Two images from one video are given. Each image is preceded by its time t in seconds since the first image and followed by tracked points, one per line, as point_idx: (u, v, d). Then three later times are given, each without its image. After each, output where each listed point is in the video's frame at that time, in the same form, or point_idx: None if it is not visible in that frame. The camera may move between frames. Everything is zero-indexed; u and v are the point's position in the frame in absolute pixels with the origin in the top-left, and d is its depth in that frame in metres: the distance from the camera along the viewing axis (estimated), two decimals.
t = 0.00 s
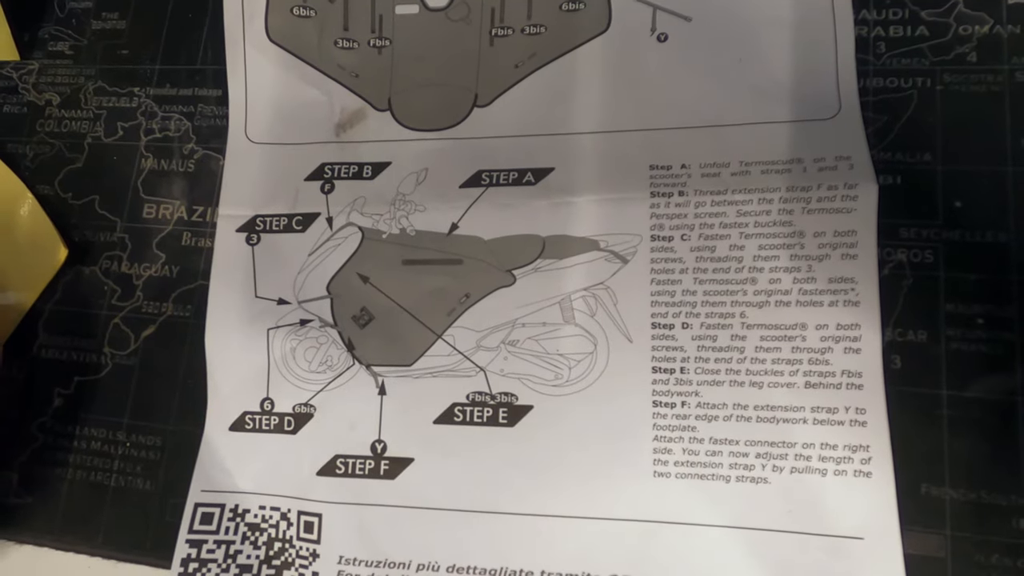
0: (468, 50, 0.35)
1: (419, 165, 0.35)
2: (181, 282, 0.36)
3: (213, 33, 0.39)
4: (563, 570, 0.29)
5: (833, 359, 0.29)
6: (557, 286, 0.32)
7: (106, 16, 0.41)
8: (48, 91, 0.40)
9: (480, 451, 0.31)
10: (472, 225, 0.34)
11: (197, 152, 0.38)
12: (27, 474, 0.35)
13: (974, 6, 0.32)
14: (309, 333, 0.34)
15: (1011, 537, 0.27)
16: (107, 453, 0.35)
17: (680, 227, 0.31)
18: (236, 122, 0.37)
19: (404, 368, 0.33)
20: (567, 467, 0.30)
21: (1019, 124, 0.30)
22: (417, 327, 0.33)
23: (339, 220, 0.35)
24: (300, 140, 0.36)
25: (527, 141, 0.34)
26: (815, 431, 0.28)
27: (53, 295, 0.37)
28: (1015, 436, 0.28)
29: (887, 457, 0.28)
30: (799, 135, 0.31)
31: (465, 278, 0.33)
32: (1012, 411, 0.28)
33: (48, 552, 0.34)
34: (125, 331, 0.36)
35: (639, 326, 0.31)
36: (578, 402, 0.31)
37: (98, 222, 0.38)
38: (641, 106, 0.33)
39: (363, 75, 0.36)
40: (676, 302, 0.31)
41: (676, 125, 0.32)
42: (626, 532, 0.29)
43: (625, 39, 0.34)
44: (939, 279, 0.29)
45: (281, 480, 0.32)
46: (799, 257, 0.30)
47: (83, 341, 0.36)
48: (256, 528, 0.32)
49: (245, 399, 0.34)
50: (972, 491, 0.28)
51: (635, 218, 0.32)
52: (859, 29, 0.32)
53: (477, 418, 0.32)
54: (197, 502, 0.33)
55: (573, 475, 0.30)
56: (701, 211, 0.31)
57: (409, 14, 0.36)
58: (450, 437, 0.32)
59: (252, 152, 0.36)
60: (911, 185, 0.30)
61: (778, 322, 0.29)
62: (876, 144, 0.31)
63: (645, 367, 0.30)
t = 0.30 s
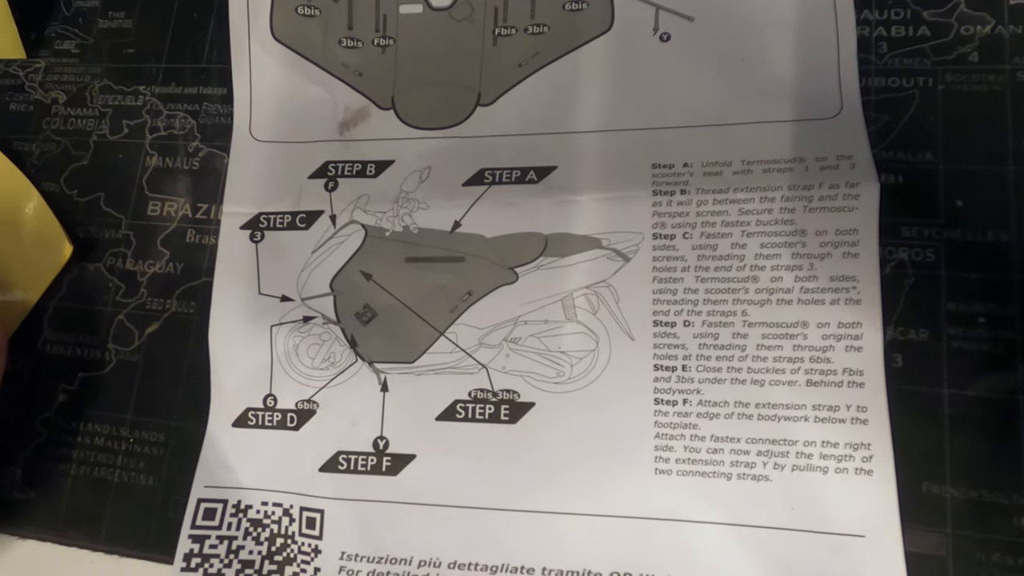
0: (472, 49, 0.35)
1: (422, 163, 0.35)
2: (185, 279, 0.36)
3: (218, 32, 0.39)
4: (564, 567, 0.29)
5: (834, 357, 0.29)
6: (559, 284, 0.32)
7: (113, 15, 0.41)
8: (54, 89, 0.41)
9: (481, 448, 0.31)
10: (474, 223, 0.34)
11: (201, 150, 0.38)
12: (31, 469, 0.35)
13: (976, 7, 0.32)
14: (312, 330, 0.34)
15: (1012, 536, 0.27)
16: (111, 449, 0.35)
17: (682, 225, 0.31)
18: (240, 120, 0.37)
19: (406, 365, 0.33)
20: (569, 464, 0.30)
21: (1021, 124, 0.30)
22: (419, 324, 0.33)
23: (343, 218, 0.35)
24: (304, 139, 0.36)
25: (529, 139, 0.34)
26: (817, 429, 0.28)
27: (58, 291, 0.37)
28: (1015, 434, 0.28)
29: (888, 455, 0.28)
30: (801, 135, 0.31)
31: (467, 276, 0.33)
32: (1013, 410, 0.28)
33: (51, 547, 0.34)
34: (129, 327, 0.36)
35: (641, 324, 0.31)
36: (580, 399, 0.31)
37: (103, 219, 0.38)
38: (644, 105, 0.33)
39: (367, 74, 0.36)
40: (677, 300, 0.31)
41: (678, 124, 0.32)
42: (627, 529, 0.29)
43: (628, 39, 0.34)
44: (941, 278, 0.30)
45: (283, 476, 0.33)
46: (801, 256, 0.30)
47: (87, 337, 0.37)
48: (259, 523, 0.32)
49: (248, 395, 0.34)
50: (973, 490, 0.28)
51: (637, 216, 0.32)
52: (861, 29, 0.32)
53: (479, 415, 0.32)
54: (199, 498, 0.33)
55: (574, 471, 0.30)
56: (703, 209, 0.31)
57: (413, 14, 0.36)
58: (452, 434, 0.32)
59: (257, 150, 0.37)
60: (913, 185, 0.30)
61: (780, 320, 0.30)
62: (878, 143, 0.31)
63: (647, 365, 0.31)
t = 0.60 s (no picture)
0: (476, 50, 0.36)
1: (426, 163, 0.35)
2: (191, 277, 0.37)
3: (225, 34, 0.40)
4: (566, 563, 0.29)
5: (834, 356, 0.29)
6: (562, 282, 0.32)
7: (121, 16, 0.42)
8: (63, 89, 0.41)
9: (484, 445, 0.32)
10: (478, 222, 0.34)
11: (208, 150, 0.38)
12: (37, 465, 0.35)
13: (975, 9, 0.32)
14: (317, 328, 0.34)
15: (1012, 535, 0.27)
16: (116, 445, 0.35)
17: (683, 225, 0.32)
18: (247, 120, 0.38)
19: (409, 362, 0.33)
20: (571, 461, 0.31)
21: (1021, 125, 0.31)
22: (423, 322, 0.33)
23: (347, 217, 0.35)
24: (310, 138, 0.37)
25: (533, 139, 0.34)
26: (817, 427, 0.29)
27: (66, 289, 0.38)
28: (1016, 433, 0.28)
29: (889, 453, 0.28)
30: (802, 135, 0.31)
31: (470, 274, 0.33)
32: (1013, 409, 0.28)
33: (56, 541, 0.34)
34: (135, 325, 0.37)
35: (642, 323, 0.31)
36: (581, 397, 0.31)
37: (111, 218, 0.38)
38: (646, 106, 0.33)
39: (372, 74, 0.36)
40: (679, 299, 0.31)
41: (680, 124, 0.33)
42: (628, 526, 0.29)
43: (630, 41, 0.34)
44: (941, 278, 0.30)
45: (287, 472, 0.33)
46: (802, 255, 0.30)
47: (94, 334, 0.37)
48: (262, 519, 0.32)
49: (252, 392, 0.34)
50: (973, 488, 0.28)
51: (639, 216, 0.32)
52: (861, 31, 0.32)
53: (482, 412, 0.32)
54: (204, 493, 0.33)
55: (575, 469, 0.30)
56: (704, 209, 0.31)
57: (418, 15, 0.36)
58: (455, 431, 0.32)
59: (262, 150, 0.37)
60: (913, 185, 0.31)
61: (780, 319, 0.30)
62: (879, 144, 0.31)
63: (648, 363, 0.31)
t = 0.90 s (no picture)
0: (478, 50, 0.36)
1: (429, 161, 0.36)
2: (194, 274, 0.37)
3: (230, 33, 0.40)
4: (566, 559, 0.30)
5: (834, 352, 0.29)
6: (563, 279, 0.33)
7: (127, 16, 0.42)
8: (68, 88, 0.41)
9: (485, 441, 0.32)
10: (480, 220, 0.34)
11: (212, 148, 0.39)
12: (39, 460, 0.36)
13: (973, 10, 0.32)
14: (319, 324, 0.35)
15: (1011, 531, 0.27)
16: (118, 441, 0.35)
17: (684, 222, 0.32)
18: (250, 118, 0.38)
19: (411, 359, 0.33)
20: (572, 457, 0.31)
21: (1019, 124, 0.31)
22: (424, 318, 0.34)
23: (350, 214, 0.36)
24: (313, 136, 0.37)
25: (534, 138, 0.34)
26: (817, 424, 0.29)
27: (68, 285, 0.38)
28: (1015, 430, 0.28)
29: (888, 449, 0.28)
30: (802, 134, 0.31)
31: (472, 271, 0.34)
32: (1011, 405, 0.28)
33: (57, 537, 0.34)
34: (138, 321, 0.37)
35: (643, 319, 0.31)
36: (582, 393, 0.31)
37: (114, 215, 0.39)
38: (647, 105, 0.33)
39: (375, 74, 0.37)
40: (680, 296, 0.31)
41: (680, 123, 0.33)
42: (628, 523, 0.29)
43: (632, 41, 0.34)
44: (940, 275, 0.30)
45: (288, 468, 0.33)
46: (802, 253, 0.30)
47: (96, 331, 0.37)
48: (263, 515, 0.32)
49: (254, 388, 0.34)
50: (972, 485, 0.28)
51: (640, 214, 0.32)
52: (861, 32, 0.33)
53: (483, 408, 0.32)
54: (205, 489, 0.33)
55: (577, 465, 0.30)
56: (705, 207, 0.32)
57: (421, 15, 0.37)
58: (456, 427, 0.32)
59: (266, 148, 0.37)
60: (912, 184, 0.31)
61: (781, 316, 0.30)
62: (878, 143, 0.31)
63: (649, 360, 0.31)
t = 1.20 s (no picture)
0: (478, 51, 0.36)
1: (429, 161, 0.36)
2: (195, 274, 0.37)
3: (231, 34, 0.40)
4: (566, 558, 0.30)
5: (833, 352, 0.29)
6: (562, 280, 0.33)
7: (129, 17, 0.42)
8: (70, 89, 0.42)
9: (485, 440, 0.32)
10: (480, 220, 0.34)
11: (213, 148, 0.39)
12: (41, 459, 0.36)
13: (972, 11, 0.33)
14: (319, 324, 0.35)
15: (1009, 531, 0.28)
16: (119, 440, 0.35)
17: (683, 223, 0.32)
18: (251, 119, 0.38)
19: (411, 359, 0.33)
20: (571, 457, 0.31)
21: (1017, 125, 0.31)
22: (424, 318, 0.34)
23: (350, 215, 0.36)
24: (314, 137, 0.37)
25: (534, 138, 0.35)
26: (816, 423, 0.29)
27: (70, 286, 0.38)
28: (1013, 430, 0.28)
29: (887, 449, 0.28)
30: (801, 135, 0.32)
31: (472, 272, 0.34)
32: (1009, 405, 0.28)
33: (59, 536, 0.34)
34: (139, 321, 0.37)
35: (642, 319, 0.31)
36: (581, 393, 0.31)
37: (115, 215, 0.39)
38: (646, 106, 0.34)
39: (376, 75, 0.37)
40: (679, 296, 0.31)
41: (679, 124, 0.33)
42: (628, 522, 0.30)
43: (632, 42, 0.34)
44: (938, 275, 0.30)
45: (289, 467, 0.33)
46: (801, 253, 0.30)
47: (98, 330, 0.37)
48: (264, 514, 0.33)
49: (254, 387, 0.34)
50: (971, 484, 0.28)
51: (639, 214, 0.33)
52: (859, 33, 0.33)
53: (483, 408, 0.32)
54: (206, 488, 0.33)
55: (576, 464, 0.31)
56: (704, 207, 0.32)
57: (422, 17, 0.37)
58: (456, 427, 0.32)
59: (267, 149, 0.37)
60: (911, 184, 0.31)
61: (779, 316, 0.30)
62: (877, 144, 0.32)
63: (648, 360, 0.31)
